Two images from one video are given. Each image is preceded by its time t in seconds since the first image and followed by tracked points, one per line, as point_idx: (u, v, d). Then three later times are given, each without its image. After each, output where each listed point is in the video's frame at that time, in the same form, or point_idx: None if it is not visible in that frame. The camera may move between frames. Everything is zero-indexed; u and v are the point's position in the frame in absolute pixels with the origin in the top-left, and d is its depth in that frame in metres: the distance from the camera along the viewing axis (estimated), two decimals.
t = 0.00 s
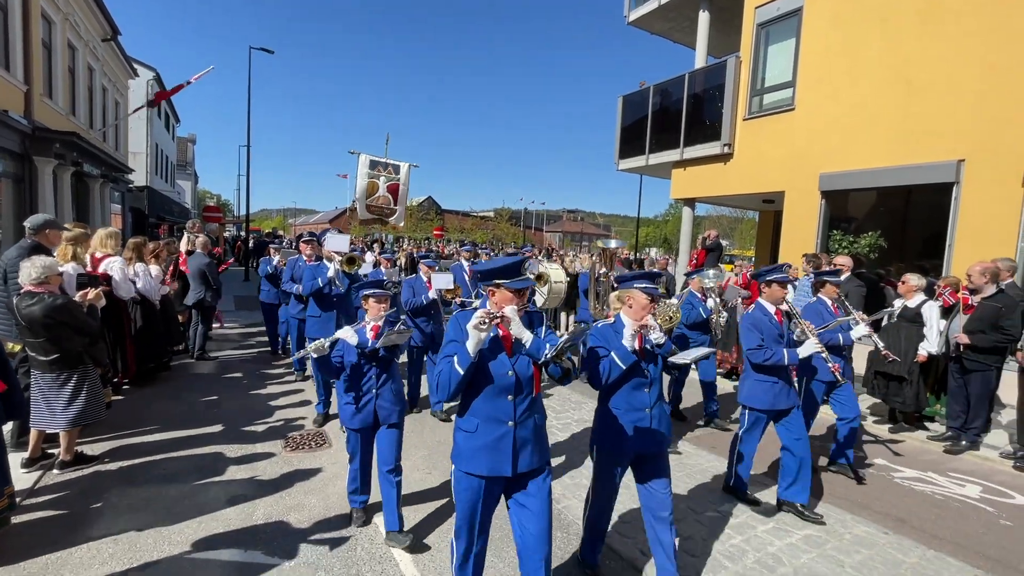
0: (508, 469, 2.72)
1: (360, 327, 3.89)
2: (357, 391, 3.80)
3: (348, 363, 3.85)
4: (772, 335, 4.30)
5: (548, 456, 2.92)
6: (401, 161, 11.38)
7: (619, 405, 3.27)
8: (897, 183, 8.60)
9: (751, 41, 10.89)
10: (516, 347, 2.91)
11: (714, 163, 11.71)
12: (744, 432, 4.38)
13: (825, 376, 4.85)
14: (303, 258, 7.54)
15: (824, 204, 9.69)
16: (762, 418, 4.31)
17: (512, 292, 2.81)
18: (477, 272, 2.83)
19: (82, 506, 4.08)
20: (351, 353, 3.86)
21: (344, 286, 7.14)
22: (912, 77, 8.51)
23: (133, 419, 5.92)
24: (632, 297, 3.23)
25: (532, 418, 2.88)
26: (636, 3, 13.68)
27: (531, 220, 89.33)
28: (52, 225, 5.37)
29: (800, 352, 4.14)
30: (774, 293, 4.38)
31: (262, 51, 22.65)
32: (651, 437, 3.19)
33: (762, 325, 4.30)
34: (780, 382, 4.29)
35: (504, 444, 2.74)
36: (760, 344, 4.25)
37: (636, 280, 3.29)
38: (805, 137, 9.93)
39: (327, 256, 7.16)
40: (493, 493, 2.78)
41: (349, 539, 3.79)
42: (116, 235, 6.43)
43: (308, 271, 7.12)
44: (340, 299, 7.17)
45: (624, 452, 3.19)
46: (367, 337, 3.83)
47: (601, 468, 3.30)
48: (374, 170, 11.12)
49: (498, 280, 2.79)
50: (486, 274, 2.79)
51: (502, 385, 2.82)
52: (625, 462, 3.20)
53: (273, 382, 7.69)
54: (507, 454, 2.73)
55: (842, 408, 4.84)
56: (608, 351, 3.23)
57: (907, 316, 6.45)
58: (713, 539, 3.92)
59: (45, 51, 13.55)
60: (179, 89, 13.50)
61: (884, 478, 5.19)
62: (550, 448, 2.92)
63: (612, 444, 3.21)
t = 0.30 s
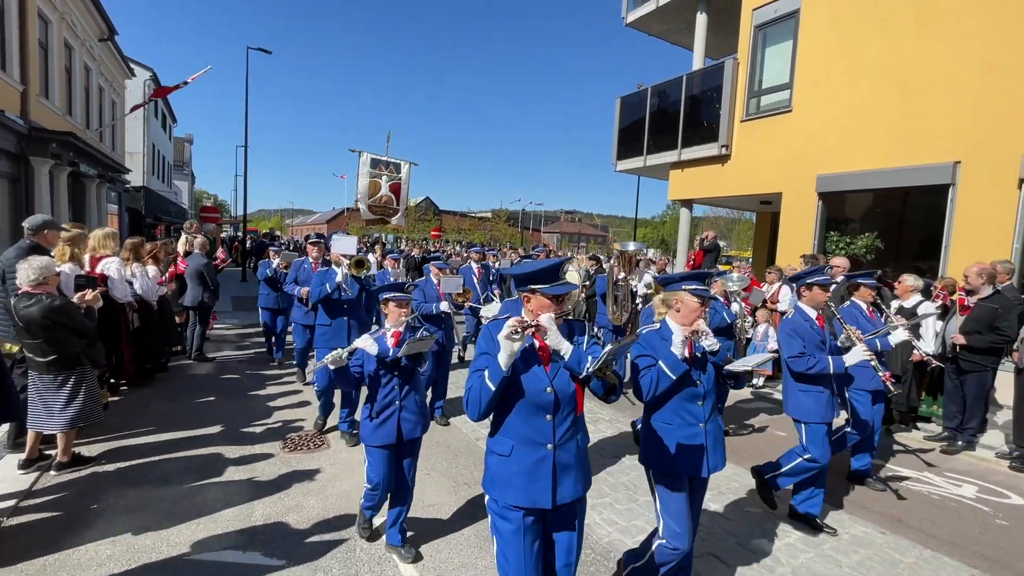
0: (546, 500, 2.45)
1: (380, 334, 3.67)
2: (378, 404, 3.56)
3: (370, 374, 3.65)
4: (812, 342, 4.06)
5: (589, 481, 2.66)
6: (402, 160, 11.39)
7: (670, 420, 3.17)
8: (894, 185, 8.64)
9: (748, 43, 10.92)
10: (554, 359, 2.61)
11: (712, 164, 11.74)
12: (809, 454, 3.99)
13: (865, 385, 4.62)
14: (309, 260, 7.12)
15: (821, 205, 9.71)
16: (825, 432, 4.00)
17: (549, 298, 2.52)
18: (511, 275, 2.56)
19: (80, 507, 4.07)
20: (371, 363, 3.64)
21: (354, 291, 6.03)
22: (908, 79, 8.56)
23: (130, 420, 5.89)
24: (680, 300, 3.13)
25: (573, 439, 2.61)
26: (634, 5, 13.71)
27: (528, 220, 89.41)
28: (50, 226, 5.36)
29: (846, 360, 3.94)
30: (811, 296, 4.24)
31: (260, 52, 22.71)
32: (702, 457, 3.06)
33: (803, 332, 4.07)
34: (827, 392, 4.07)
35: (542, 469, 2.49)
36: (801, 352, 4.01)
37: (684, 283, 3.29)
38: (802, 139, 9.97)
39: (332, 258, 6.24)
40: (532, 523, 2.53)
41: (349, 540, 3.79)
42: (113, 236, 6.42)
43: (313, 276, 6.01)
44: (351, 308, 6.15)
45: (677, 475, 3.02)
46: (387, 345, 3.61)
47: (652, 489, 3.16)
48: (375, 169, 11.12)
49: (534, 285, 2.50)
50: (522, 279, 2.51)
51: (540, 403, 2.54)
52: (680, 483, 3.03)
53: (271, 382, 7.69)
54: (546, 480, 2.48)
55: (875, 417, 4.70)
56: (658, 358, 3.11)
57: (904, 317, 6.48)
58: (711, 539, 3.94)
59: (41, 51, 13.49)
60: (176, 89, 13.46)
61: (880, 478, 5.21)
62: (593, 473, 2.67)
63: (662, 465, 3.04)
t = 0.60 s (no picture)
0: (582, 546, 2.21)
1: (395, 346, 3.39)
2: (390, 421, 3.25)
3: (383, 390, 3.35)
4: (858, 356, 3.67)
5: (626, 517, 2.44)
6: (402, 159, 11.36)
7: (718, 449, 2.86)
8: (892, 186, 8.67)
9: (745, 45, 10.97)
10: (589, 384, 2.32)
11: (709, 166, 11.78)
12: (868, 479, 3.57)
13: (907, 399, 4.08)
14: (310, 263, 6.91)
15: (818, 207, 9.75)
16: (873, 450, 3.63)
17: (585, 315, 2.21)
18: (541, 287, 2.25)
19: (77, 510, 4.05)
20: (385, 377, 3.34)
21: (361, 298, 5.65)
22: (903, 82, 8.61)
23: (126, 422, 5.86)
24: (729, 314, 2.83)
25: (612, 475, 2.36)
26: (632, 7, 13.76)
27: (526, 222, 89.61)
28: (49, 227, 5.32)
29: (896, 376, 3.58)
30: (858, 307, 3.77)
31: (257, 52, 22.72)
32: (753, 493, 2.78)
33: (849, 344, 3.67)
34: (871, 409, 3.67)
35: (580, 510, 2.23)
36: (848, 366, 3.62)
37: (732, 295, 2.86)
38: (799, 141, 10.01)
39: (336, 262, 5.73)
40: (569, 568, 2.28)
41: (347, 542, 3.78)
42: (109, 237, 6.40)
43: (317, 282, 5.58)
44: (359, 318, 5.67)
45: (728, 514, 2.75)
46: (403, 359, 3.33)
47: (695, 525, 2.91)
48: (375, 169, 11.12)
49: (566, 299, 2.19)
50: (553, 292, 2.20)
51: (575, 436, 2.25)
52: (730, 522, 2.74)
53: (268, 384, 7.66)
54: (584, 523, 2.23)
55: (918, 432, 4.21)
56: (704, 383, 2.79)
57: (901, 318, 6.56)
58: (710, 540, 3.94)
59: (38, 51, 13.45)
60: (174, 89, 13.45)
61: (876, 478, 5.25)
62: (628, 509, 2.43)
63: (706, 502, 2.80)
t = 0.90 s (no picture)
0: None
1: (410, 354, 3.26)
2: (407, 436, 3.12)
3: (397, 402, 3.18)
4: (910, 363, 3.52)
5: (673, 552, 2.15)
6: (405, 159, 11.27)
7: (775, 470, 2.65)
8: (887, 189, 8.72)
9: (742, 48, 11.01)
10: (638, 403, 2.02)
11: (706, 168, 11.82)
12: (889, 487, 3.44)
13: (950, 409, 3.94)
14: (308, 267, 6.83)
15: (814, 209, 9.80)
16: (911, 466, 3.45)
17: (635, 318, 1.86)
18: (583, 285, 1.91)
19: (73, 512, 4.04)
20: (399, 388, 3.17)
21: (365, 300, 5.46)
22: (899, 85, 8.67)
23: (123, 424, 5.85)
24: (783, 318, 2.64)
25: (661, 507, 2.06)
26: (629, 9, 13.81)
27: (524, 223, 89.72)
28: (45, 229, 5.31)
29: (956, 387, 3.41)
30: (910, 310, 3.64)
31: (254, 53, 22.72)
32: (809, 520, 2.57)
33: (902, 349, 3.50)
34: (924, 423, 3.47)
35: (629, 547, 1.93)
36: (902, 374, 3.43)
37: (788, 298, 2.64)
38: (795, 143, 10.06)
39: (341, 262, 5.57)
40: None
41: (345, 545, 3.78)
42: (105, 239, 6.38)
43: (318, 283, 5.42)
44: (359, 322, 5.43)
45: (777, 538, 2.58)
46: (419, 367, 3.17)
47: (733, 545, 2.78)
48: (378, 167, 10.99)
49: (613, 299, 1.85)
50: (597, 291, 1.87)
51: (626, 464, 1.93)
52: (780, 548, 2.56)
53: (265, 385, 7.65)
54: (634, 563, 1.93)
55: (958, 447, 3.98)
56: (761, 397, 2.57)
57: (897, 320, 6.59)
58: (707, 541, 3.95)
59: (34, 52, 13.42)
60: (171, 90, 13.43)
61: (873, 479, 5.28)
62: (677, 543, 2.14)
63: (749, 524, 2.66)
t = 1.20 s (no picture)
0: None
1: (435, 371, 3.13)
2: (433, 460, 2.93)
3: (422, 422, 2.99)
4: (977, 382, 3.41)
5: None
6: (412, 161, 10.35)
7: (857, 509, 2.51)
8: (883, 191, 8.77)
9: (738, 50, 11.07)
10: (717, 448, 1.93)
11: (703, 170, 11.85)
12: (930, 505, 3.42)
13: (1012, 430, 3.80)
14: (315, 271, 6.51)
15: (810, 211, 9.84)
16: (960, 493, 3.36)
17: (714, 349, 1.80)
18: (661, 310, 1.82)
19: (70, 514, 4.02)
20: (426, 408, 3.00)
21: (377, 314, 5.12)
22: (894, 88, 8.72)
23: (120, 426, 5.83)
24: (857, 335, 2.56)
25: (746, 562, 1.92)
26: (626, 11, 13.84)
27: (521, 225, 89.71)
28: (42, 230, 5.30)
29: None
30: (975, 322, 3.62)
31: (251, 55, 22.75)
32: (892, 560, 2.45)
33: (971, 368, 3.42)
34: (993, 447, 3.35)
35: None
36: (971, 395, 3.32)
37: (862, 312, 2.57)
38: (792, 145, 10.11)
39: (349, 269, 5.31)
40: None
41: (342, 546, 3.78)
42: (101, 240, 6.34)
43: (327, 291, 5.19)
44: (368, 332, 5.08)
45: None
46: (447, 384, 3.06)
47: None
48: (384, 168, 10.01)
49: (694, 326, 1.78)
50: (676, 319, 1.79)
51: (712, 521, 1.80)
52: None
53: (262, 387, 7.63)
54: None
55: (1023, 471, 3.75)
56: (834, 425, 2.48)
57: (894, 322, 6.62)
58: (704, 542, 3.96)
59: (30, 52, 13.36)
60: (168, 91, 13.39)
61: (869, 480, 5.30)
62: None
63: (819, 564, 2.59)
